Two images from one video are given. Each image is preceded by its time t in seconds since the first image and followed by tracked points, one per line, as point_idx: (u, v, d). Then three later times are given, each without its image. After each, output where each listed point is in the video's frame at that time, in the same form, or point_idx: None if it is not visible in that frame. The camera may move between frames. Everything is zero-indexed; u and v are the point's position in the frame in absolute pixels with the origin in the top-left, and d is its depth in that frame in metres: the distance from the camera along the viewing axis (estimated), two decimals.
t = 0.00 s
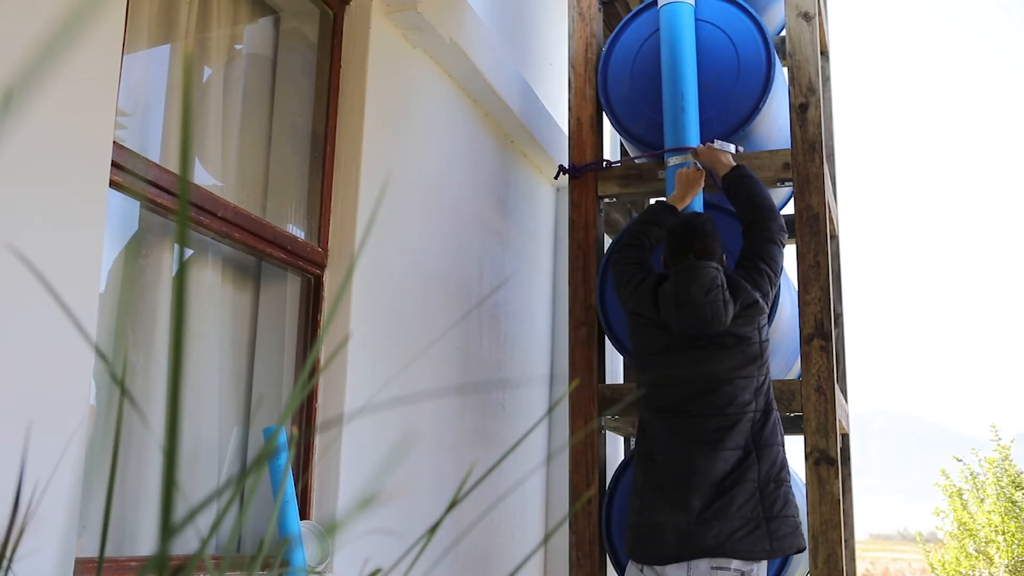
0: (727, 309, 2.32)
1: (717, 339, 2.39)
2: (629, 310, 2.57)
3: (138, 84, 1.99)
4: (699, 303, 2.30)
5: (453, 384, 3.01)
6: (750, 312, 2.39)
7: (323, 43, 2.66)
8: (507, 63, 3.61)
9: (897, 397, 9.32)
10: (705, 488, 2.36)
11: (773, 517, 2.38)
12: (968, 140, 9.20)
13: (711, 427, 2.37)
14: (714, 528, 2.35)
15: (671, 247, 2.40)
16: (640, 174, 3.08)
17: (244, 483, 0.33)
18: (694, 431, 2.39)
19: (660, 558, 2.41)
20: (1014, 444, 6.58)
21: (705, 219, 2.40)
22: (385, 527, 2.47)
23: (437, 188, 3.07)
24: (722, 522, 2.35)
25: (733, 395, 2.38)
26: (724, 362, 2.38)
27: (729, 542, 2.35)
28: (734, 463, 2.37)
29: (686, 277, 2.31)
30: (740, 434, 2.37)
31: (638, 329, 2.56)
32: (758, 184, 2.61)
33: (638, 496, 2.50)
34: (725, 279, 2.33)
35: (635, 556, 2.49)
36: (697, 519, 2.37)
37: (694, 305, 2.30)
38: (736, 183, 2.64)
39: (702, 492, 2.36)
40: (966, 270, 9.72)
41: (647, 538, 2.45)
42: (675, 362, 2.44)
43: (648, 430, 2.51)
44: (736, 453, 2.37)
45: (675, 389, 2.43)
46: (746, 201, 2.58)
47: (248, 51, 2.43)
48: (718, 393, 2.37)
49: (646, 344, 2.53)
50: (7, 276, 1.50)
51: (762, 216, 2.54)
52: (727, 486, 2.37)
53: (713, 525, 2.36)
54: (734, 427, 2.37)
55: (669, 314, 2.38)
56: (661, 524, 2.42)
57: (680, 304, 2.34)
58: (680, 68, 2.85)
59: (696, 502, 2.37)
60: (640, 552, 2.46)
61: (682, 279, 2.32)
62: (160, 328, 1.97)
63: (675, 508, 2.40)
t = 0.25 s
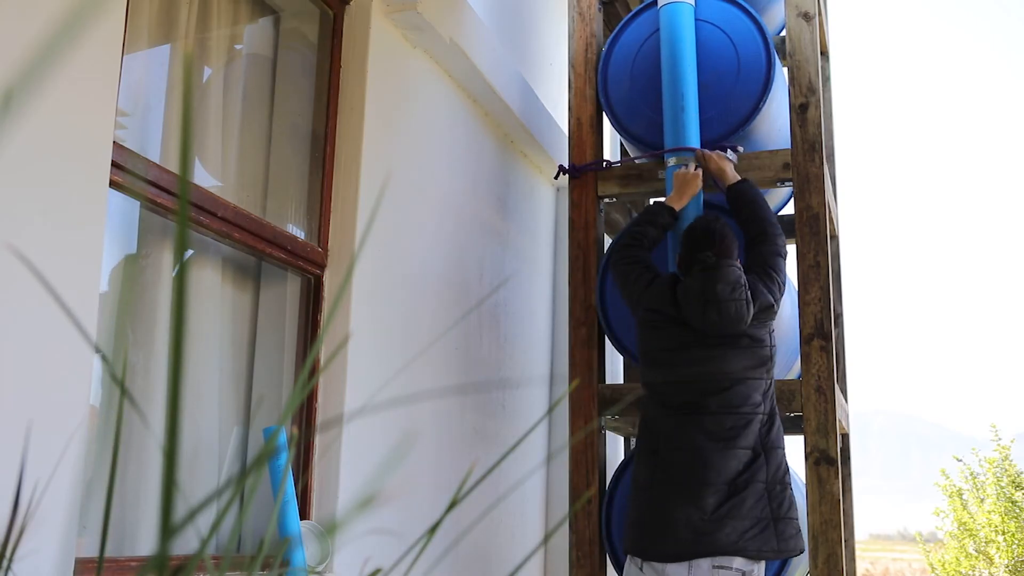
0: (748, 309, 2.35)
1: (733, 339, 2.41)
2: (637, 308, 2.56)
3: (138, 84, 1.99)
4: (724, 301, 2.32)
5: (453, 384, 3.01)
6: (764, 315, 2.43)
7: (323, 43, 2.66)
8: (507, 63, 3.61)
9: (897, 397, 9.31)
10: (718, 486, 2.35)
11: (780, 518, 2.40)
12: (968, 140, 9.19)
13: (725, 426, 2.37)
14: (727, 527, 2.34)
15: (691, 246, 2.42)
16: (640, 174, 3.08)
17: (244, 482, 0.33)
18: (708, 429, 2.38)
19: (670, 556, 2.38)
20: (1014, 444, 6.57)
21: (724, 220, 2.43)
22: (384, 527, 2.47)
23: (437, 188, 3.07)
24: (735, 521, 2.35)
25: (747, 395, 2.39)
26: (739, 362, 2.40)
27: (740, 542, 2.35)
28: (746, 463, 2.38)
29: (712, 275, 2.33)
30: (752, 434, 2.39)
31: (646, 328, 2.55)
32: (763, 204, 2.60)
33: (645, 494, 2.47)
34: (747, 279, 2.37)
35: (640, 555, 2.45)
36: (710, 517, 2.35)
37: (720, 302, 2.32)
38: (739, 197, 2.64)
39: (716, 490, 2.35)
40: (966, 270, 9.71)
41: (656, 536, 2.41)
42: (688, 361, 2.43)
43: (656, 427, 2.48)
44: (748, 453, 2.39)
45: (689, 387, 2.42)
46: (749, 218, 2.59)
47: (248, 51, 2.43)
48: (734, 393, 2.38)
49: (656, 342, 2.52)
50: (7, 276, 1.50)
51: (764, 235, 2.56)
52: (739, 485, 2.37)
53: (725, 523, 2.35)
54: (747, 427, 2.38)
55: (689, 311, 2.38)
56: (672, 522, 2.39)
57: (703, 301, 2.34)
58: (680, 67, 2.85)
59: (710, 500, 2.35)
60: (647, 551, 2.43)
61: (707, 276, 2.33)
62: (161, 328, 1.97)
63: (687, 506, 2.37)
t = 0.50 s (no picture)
0: (746, 310, 2.35)
1: (731, 340, 2.41)
2: (635, 308, 2.56)
3: (138, 84, 1.99)
4: (723, 302, 2.33)
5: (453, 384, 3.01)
6: (761, 317, 2.44)
7: (323, 43, 2.66)
8: (507, 63, 3.61)
9: (897, 397, 9.31)
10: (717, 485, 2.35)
11: (775, 519, 2.41)
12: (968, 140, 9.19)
13: (723, 426, 2.38)
14: (725, 526, 2.34)
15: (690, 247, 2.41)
16: (640, 174, 3.09)
17: (244, 483, 0.33)
18: (706, 429, 2.38)
19: (668, 555, 2.38)
20: (1014, 444, 6.57)
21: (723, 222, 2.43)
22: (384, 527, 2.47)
23: (437, 189, 3.07)
24: (732, 521, 2.35)
25: (745, 396, 2.40)
26: (736, 363, 2.41)
27: (737, 542, 2.35)
28: (743, 463, 2.38)
29: (711, 276, 2.33)
30: (749, 435, 2.39)
31: (644, 328, 2.55)
32: (754, 218, 2.60)
33: (644, 493, 2.46)
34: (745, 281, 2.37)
35: (638, 554, 2.45)
36: (708, 517, 2.35)
37: (719, 303, 2.33)
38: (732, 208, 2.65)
39: (714, 490, 2.35)
40: (966, 270, 9.71)
41: (654, 535, 2.41)
42: (686, 361, 2.44)
43: (655, 427, 2.48)
44: (745, 454, 2.39)
45: (687, 387, 2.42)
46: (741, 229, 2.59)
47: (248, 51, 2.43)
48: (732, 393, 2.39)
49: (654, 342, 2.52)
50: (7, 276, 1.50)
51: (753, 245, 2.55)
52: (736, 485, 2.37)
53: (723, 523, 2.35)
54: (745, 427, 2.38)
55: (688, 311, 2.38)
56: (670, 521, 2.38)
57: (703, 301, 2.35)
58: (680, 67, 2.85)
59: (708, 499, 2.35)
60: (645, 550, 2.42)
61: (706, 277, 2.34)
62: (161, 328, 1.97)
63: (685, 505, 2.37)
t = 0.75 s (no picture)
0: (742, 310, 2.36)
1: (726, 340, 2.42)
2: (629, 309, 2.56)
3: (138, 85, 1.99)
4: (718, 302, 2.33)
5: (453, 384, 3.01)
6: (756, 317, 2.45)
7: (323, 43, 2.66)
8: (507, 63, 3.61)
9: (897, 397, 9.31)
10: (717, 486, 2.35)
11: (773, 519, 2.41)
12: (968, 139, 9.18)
13: (721, 426, 2.38)
14: (725, 527, 2.35)
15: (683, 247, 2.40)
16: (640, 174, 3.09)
17: (244, 483, 0.33)
18: (705, 429, 2.38)
19: (669, 556, 2.38)
20: (1014, 444, 6.57)
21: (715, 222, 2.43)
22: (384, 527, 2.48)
23: (437, 188, 3.07)
24: (732, 521, 2.35)
25: (741, 396, 2.40)
26: (732, 364, 2.41)
27: (737, 542, 2.35)
28: (742, 463, 2.38)
29: (705, 276, 2.33)
30: (747, 435, 2.39)
31: (640, 328, 2.55)
32: (747, 219, 2.61)
33: (642, 494, 2.46)
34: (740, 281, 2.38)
35: (638, 555, 2.45)
36: (708, 517, 2.35)
37: (714, 303, 2.33)
38: (727, 208, 2.66)
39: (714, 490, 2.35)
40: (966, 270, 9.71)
41: (654, 536, 2.41)
42: (683, 361, 2.43)
43: (652, 428, 2.48)
44: (744, 454, 2.39)
45: (684, 387, 2.42)
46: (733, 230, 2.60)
47: (248, 51, 2.43)
48: (729, 393, 2.39)
49: (650, 343, 2.52)
50: (7, 277, 1.50)
51: (746, 245, 2.56)
52: (736, 485, 2.37)
53: (723, 523, 2.35)
54: (742, 427, 2.39)
55: (683, 312, 2.38)
56: (669, 522, 2.38)
57: (698, 302, 2.35)
58: (680, 66, 2.85)
59: (708, 499, 2.35)
60: (645, 551, 2.42)
61: (700, 278, 2.34)
62: (160, 328, 1.97)
63: (684, 506, 2.37)
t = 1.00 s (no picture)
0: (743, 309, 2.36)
1: (728, 339, 2.42)
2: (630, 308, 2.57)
3: (138, 85, 1.99)
4: (719, 302, 2.33)
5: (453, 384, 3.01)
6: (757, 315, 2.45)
7: (323, 43, 2.66)
8: (507, 63, 3.61)
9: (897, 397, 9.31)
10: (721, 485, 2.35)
11: (777, 518, 2.41)
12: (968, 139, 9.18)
13: (723, 425, 2.37)
14: (730, 526, 2.35)
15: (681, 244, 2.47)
16: (640, 174, 3.08)
17: (244, 483, 0.33)
18: (707, 429, 2.38)
19: (673, 556, 2.37)
20: (1014, 444, 6.57)
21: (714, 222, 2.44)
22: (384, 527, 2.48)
23: (437, 188, 3.07)
24: (737, 520, 2.35)
25: (743, 394, 2.40)
26: (735, 362, 2.41)
27: (742, 541, 2.35)
28: (745, 463, 2.38)
29: (706, 276, 2.34)
30: (749, 434, 2.39)
31: (640, 327, 2.56)
32: (744, 216, 2.60)
33: (645, 494, 2.46)
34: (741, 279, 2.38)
35: (642, 555, 2.44)
36: (712, 517, 2.35)
37: (716, 303, 2.33)
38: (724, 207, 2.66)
39: (718, 490, 2.35)
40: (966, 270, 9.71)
41: (657, 536, 2.41)
42: (684, 361, 2.44)
43: (654, 428, 2.48)
44: (747, 453, 2.38)
45: (686, 387, 2.42)
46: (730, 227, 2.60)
47: (248, 51, 2.43)
48: (732, 392, 2.39)
49: (650, 342, 2.52)
50: (7, 277, 1.50)
51: (743, 243, 2.56)
52: (739, 485, 2.37)
53: (728, 523, 2.35)
54: (745, 426, 2.38)
55: (684, 313, 2.39)
56: (673, 522, 2.38)
57: (698, 302, 2.35)
58: (680, 65, 2.85)
59: (712, 499, 2.35)
60: (649, 552, 2.42)
61: (702, 277, 2.35)
62: (161, 328, 1.97)
63: (688, 506, 2.37)
